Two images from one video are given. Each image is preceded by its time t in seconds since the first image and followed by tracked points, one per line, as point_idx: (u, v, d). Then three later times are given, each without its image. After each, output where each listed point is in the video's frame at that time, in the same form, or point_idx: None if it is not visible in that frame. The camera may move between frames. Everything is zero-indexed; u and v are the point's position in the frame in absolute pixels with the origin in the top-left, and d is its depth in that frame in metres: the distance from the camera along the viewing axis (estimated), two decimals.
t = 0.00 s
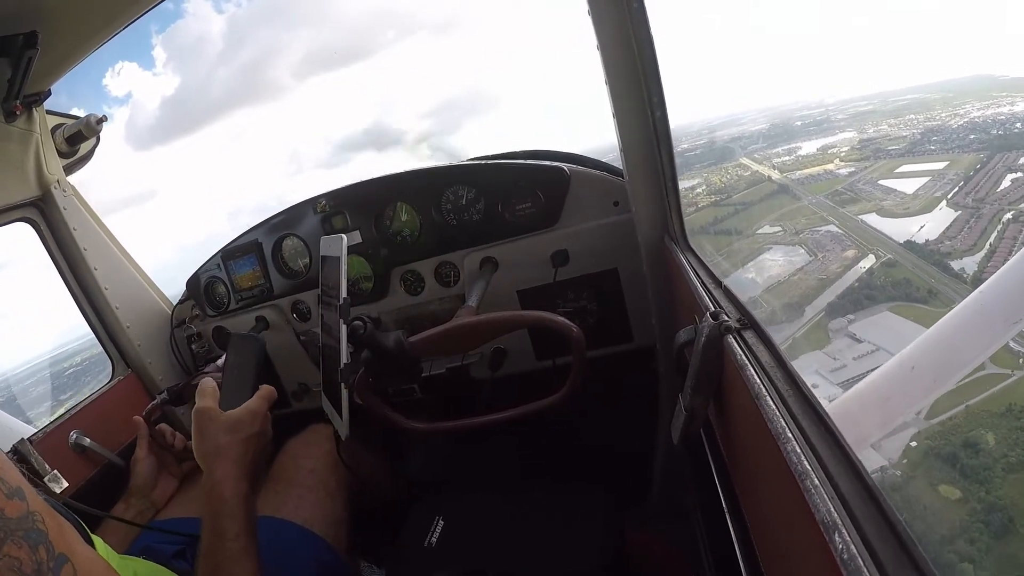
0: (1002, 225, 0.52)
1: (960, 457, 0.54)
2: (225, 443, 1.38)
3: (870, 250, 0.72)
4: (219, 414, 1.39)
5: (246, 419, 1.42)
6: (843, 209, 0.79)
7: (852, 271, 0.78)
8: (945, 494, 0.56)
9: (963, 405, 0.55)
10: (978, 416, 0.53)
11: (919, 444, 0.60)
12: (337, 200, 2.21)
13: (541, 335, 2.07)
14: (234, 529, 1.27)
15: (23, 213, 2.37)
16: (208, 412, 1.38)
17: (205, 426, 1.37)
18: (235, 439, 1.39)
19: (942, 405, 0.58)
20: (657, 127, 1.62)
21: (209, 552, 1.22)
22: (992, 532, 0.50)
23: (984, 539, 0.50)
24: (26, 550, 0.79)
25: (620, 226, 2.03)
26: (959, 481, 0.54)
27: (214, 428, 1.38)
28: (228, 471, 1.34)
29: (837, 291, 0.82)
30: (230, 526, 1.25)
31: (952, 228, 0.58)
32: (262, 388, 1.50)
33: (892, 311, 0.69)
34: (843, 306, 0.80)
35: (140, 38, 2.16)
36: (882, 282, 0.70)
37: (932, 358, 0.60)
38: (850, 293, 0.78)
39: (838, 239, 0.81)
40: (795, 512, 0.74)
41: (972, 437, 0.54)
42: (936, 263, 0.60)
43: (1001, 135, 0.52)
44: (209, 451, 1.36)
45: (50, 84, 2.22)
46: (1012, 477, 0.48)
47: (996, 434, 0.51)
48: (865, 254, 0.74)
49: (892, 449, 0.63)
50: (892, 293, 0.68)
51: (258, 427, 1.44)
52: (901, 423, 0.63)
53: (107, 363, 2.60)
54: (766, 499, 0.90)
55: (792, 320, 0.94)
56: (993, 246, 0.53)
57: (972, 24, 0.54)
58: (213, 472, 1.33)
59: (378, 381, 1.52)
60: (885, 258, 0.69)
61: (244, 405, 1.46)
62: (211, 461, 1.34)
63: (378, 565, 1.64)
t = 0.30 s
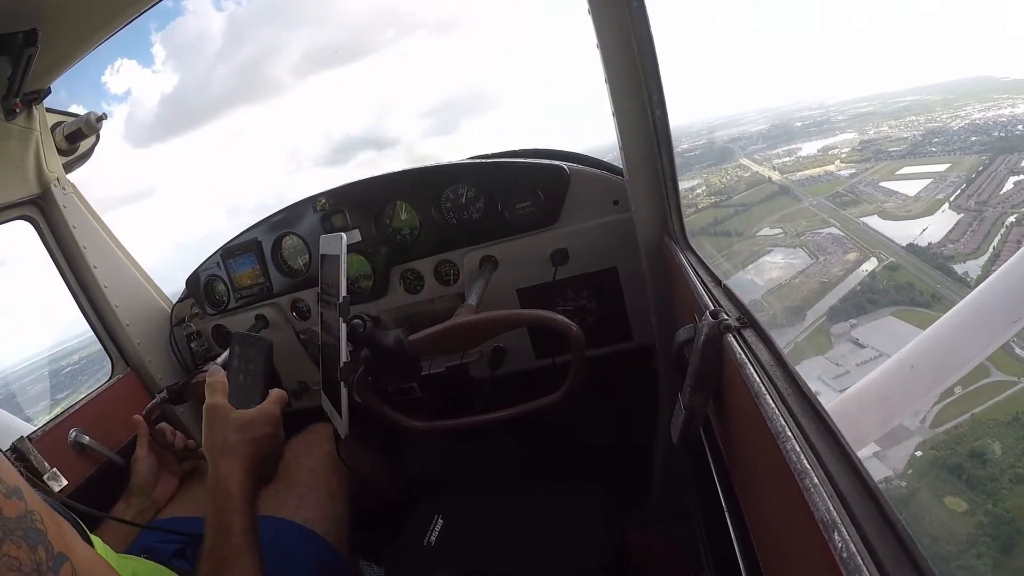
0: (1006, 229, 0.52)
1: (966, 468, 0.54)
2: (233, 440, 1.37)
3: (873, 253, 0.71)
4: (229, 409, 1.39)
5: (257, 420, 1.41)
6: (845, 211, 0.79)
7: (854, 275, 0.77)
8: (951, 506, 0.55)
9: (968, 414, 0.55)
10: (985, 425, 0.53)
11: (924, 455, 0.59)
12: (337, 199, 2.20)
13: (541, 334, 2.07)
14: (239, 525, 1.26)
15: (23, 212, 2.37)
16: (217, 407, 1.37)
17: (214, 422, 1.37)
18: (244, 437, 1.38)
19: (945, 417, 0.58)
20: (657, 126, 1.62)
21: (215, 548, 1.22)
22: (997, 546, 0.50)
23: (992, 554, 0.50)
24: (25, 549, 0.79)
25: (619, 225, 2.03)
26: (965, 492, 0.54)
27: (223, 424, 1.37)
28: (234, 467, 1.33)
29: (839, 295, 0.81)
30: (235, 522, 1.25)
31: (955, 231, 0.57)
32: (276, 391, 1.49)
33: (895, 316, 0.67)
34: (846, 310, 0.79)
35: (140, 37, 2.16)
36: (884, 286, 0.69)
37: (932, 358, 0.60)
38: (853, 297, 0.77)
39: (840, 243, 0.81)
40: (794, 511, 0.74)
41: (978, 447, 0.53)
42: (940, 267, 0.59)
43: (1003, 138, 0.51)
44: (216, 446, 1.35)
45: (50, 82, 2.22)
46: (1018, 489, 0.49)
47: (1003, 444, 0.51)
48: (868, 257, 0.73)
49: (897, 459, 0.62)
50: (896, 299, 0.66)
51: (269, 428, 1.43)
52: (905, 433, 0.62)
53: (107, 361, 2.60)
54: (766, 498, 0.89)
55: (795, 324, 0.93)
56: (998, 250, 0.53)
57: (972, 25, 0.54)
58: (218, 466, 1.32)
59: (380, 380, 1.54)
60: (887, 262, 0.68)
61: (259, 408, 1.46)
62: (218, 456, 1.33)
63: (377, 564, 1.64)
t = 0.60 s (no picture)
0: (1009, 221, 0.51)
1: (977, 471, 0.53)
2: (238, 443, 1.32)
3: (874, 249, 0.71)
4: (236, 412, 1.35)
5: (264, 426, 1.37)
6: (846, 207, 0.78)
7: (856, 272, 0.76)
8: (962, 510, 0.54)
9: (979, 413, 0.53)
10: (993, 426, 0.52)
11: (934, 457, 0.58)
12: (336, 196, 2.20)
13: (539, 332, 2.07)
14: (240, 526, 1.25)
15: (21, 209, 2.36)
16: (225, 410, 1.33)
17: (220, 423, 1.33)
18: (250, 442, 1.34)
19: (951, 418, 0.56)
20: (656, 124, 1.62)
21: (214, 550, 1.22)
22: (1014, 550, 0.49)
23: (1007, 561, 0.49)
24: (18, 545, 0.79)
25: (618, 223, 2.03)
26: (976, 497, 0.53)
27: (229, 427, 1.33)
28: (236, 470, 1.30)
29: (843, 293, 0.79)
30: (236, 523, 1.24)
31: (957, 227, 0.57)
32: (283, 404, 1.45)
33: (900, 313, 0.66)
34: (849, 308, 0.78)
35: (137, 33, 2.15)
36: (887, 283, 0.68)
37: (931, 356, 0.60)
38: (855, 294, 0.76)
39: (841, 239, 0.80)
40: (791, 509, 0.74)
41: (988, 449, 0.52)
42: (943, 262, 0.59)
43: (1001, 130, 0.52)
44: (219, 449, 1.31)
45: (48, 79, 2.22)
46: None
47: (1013, 446, 0.50)
48: (870, 254, 0.72)
49: (906, 463, 0.61)
50: (899, 296, 0.66)
51: (276, 437, 1.39)
52: (913, 435, 0.61)
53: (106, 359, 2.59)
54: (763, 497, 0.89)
55: (796, 324, 0.92)
56: (1001, 243, 0.52)
57: (971, 20, 0.54)
58: (220, 469, 1.29)
59: (375, 377, 1.54)
60: (890, 258, 0.67)
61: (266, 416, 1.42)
62: (220, 459, 1.30)
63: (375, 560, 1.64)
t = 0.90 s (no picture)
0: (1013, 222, 0.50)
1: (985, 481, 0.51)
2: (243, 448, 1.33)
3: (877, 251, 0.70)
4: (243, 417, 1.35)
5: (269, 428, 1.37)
6: (847, 208, 0.78)
7: (859, 274, 0.76)
8: (970, 522, 0.52)
9: (986, 421, 0.52)
10: (1000, 434, 0.51)
11: (940, 467, 0.57)
12: (336, 198, 2.20)
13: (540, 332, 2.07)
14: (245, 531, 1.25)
15: (21, 212, 2.36)
16: (234, 414, 1.33)
17: (227, 426, 1.33)
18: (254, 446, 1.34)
19: (959, 426, 0.55)
20: (655, 125, 1.62)
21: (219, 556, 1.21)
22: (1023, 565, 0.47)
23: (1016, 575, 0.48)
24: (16, 547, 0.79)
25: (618, 223, 2.03)
26: (984, 509, 0.51)
27: (234, 431, 1.33)
28: (242, 476, 1.30)
29: (846, 294, 0.78)
30: (240, 527, 1.24)
31: (961, 229, 0.57)
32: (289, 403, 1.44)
33: (904, 317, 0.65)
34: (854, 311, 0.77)
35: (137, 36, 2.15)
36: (891, 286, 0.68)
37: (932, 356, 0.60)
38: (858, 296, 0.75)
39: (844, 240, 0.80)
40: (792, 510, 0.74)
41: (997, 459, 0.51)
42: (947, 264, 0.58)
43: (1002, 129, 0.52)
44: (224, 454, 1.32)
45: (48, 81, 2.22)
46: None
47: (1021, 453, 0.48)
48: (872, 255, 0.72)
49: (913, 473, 0.60)
50: (903, 299, 0.66)
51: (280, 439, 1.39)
52: (919, 444, 0.60)
53: (106, 361, 2.60)
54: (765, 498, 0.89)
55: (799, 328, 0.91)
56: (1006, 245, 0.52)
57: (970, 20, 0.54)
58: (226, 474, 1.30)
59: (377, 379, 1.54)
60: (893, 260, 0.67)
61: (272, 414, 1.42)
62: (227, 464, 1.30)
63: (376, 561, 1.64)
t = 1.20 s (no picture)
0: (1017, 225, 0.50)
1: (993, 496, 0.51)
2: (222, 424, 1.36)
3: (880, 253, 0.70)
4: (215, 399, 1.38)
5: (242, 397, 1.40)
6: (849, 210, 0.78)
7: (862, 278, 0.76)
8: (979, 538, 0.52)
9: (993, 432, 0.51)
10: (1007, 446, 0.50)
11: (946, 480, 0.57)
12: (336, 200, 2.20)
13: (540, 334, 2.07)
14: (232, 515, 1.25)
15: (20, 214, 2.36)
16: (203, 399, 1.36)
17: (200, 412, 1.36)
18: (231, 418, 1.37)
19: (964, 437, 0.55)
20: (655, 126, 1.63)
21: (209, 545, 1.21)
22: None
23: None
24: (10, 538, 0.79)
25: (618, 224, 2.03)
26: (992, 523, 0.51)
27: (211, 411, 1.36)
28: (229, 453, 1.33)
29: (849, 298, 0.78)
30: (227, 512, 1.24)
31: (966, 231, 0.56)
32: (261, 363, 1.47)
33: (908, 322, 0.65)
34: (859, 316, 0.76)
35: (137, 38, 2.15)
36: (896, 290, 0.67)
37: (931, 357, 0.60)
38: (861, 301, 0.75)
39: (846, 243, 0.80)
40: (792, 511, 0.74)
41: (1005, 472, 0.50)
42: (951, 268, 0.58)
43: (1005, 130, 0.52)
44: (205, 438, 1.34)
45: (48, 84, 2.23)
46: None
47: None
48: (875, 258, 0.71)
49: (918, 486, 0.59)
50: (909, 304, 0.65)
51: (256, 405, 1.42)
52: (926, 455, 0.60)
53: (106, 363, 2.60)
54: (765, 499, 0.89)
55: (801, 333, 0.90)
56: (1012, 248, 0.51)
57: (971, 20, 0.54)
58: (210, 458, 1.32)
59: (377, 381, 1.53)
60: (897, 264, 0.67)
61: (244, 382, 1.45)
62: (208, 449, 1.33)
63: (376, 564, 1.64)
